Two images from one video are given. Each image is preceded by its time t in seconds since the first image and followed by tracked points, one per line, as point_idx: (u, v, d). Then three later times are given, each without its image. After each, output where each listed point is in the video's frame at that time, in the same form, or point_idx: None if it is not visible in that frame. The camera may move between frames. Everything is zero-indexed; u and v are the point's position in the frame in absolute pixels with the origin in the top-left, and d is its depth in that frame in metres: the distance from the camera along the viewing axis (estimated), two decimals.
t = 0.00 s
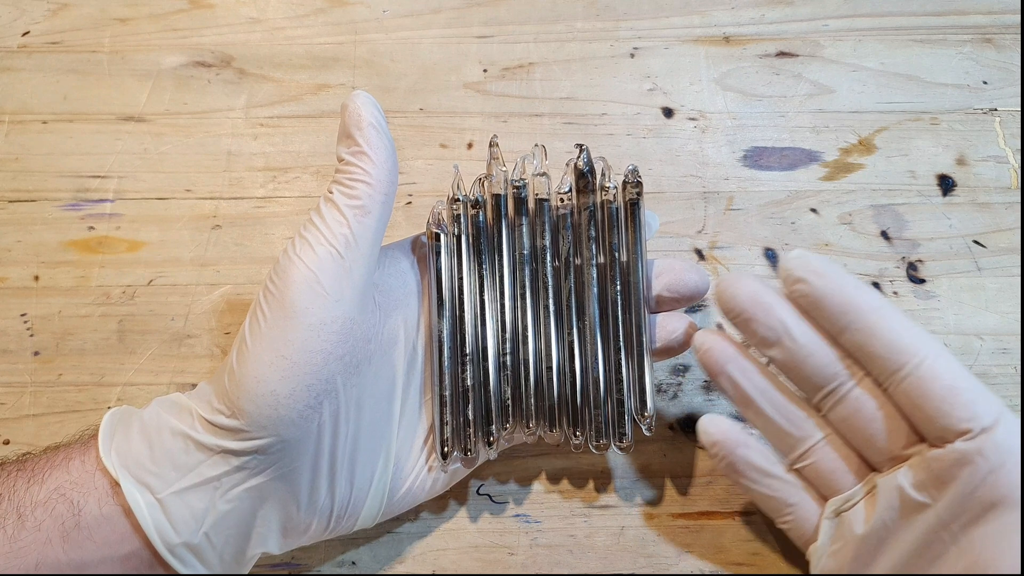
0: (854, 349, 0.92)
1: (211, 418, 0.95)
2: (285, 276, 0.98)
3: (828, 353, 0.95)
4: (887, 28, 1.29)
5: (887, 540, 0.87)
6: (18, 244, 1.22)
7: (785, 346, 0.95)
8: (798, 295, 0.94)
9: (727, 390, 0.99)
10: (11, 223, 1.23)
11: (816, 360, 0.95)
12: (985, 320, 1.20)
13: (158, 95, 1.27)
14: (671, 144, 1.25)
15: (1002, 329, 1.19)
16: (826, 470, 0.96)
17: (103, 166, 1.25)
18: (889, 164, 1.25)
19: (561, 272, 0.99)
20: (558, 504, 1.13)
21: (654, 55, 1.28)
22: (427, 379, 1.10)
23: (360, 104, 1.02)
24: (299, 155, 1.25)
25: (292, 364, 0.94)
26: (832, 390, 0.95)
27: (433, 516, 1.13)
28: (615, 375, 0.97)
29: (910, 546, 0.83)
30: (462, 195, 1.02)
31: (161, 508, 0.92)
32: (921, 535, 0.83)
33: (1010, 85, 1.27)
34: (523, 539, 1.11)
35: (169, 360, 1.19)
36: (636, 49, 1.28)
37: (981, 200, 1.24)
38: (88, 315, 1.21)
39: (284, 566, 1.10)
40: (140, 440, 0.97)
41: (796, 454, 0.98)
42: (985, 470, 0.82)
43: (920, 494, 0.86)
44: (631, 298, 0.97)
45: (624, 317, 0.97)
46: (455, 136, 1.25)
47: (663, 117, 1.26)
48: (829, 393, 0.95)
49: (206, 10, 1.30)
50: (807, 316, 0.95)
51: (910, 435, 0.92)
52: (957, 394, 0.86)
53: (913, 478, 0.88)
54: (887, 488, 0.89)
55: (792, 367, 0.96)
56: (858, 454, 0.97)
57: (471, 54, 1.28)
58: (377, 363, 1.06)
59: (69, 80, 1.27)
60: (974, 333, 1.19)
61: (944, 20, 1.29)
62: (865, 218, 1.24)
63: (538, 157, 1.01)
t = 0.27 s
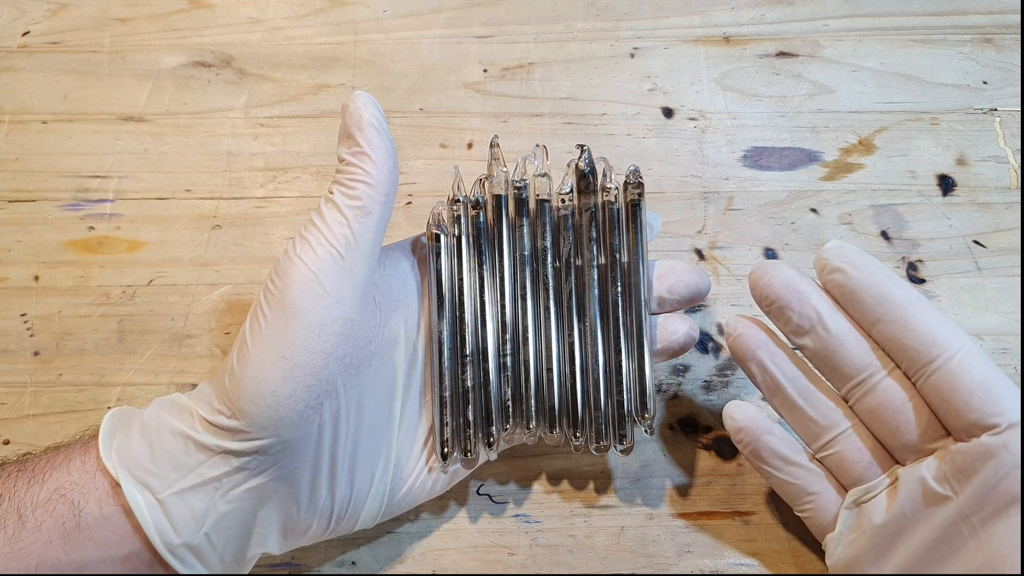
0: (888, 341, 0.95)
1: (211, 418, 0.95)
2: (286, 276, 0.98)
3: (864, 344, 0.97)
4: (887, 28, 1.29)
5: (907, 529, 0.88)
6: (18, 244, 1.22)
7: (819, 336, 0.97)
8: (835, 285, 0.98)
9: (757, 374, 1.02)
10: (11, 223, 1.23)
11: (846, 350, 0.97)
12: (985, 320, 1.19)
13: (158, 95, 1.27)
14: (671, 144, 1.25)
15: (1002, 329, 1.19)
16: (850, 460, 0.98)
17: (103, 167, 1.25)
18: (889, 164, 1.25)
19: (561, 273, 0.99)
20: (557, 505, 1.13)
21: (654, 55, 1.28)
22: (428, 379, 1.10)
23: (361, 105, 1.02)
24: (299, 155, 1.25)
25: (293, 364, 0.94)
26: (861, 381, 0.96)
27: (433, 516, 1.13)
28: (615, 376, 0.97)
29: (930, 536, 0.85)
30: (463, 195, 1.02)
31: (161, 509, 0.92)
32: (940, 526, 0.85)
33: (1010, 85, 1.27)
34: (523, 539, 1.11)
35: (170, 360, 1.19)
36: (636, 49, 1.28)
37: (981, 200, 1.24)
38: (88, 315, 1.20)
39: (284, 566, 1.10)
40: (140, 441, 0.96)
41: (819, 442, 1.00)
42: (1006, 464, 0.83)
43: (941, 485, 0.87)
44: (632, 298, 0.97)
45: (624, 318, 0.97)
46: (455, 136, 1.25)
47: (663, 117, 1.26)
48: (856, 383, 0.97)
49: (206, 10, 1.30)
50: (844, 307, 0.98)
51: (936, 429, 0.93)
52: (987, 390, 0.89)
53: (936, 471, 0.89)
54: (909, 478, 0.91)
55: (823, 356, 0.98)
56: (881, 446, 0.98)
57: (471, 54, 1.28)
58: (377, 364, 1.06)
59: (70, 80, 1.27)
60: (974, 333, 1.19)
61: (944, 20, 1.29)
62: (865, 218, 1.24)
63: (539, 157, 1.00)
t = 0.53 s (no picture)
0: (893, 340, 0.95)
1: (212, 418, 0.95)
2: (287, 275, 0.98)
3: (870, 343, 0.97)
4: (886, 29, 1.29)
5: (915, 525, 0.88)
6: (18, 244, 1.22)
7: (825, 335, 0.97)
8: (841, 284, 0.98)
9: (763, 372, 1.02)
10: (11, 223, 1.23)
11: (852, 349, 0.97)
12: (985, 320, 1.19)
13: (158, 95, 1.27)
14: (671, 144, 1.25)
15: (1002, 329, 1.19)
16: (855, 459, 0.98)
17: (102, 166, 1.25)
18: (889, 164, 1.25)
19: (562, 273, 0.99)
20: (558, 505, 1.13)
21: (654, 55, 1.28)
22: (428, 379, 1.10)
23: (362, 104, 1.02)
24: (299, 155, 1.25)
25: (294, 364, 0.94)
26: (867, 380, 0.96)
27: (433, 516, 1.13)
28: (616, 376, 0.97)
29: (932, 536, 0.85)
30: (464, 195, 1.02)
31: (162, 509, 0.92)
32: (943, 525, 0.85)
33: (1010, 85, 1.27)
34: (523, 539, 1.11)
35: (170, 360, 1.19)
36: (636, 49, 1.28)
37: (981, 200, 1.24)
38: (88, 315, 1.20)
39: (284, 566, 1.10)
40: (140, 441, 0.96)
41: (823, 441, 1.00)
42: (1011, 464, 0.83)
43: (946, 485, 0.87)
44: (632, 298, 0.97)
45: (624, 317, 0.97)
46: (455, 136, 1.25)
47: (663, 117, 1.26)
48: (861, 382, 0.97)
49: (206, 10, 1.30)
50: (851, 306, 0.99)
51: (942, 429, 0.93)
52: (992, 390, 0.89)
53: (943, 471, 0.89)
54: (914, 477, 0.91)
55: (830, 355, 0.98)
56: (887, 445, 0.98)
57: (471, 54, 1.28)
58: (378, 364, 1.06)
59: (70, 80, 1.27)
60: (974, 334, 1.19)
61: (944, 20, 1.29)
62: (865, 218, 1.24)
63: (540, 157, 1.01)
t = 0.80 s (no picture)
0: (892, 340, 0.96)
1: (211, 418, 0.95)
2: (287, 275, 0.98)
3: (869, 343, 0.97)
4: (886, 29, 1.29)
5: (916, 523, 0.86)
6: (18, 244, 1.22)
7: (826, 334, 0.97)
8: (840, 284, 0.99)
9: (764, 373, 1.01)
10: (11, 223, 1.23)
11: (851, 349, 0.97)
12: (985, 320, 1.20)
13: (158, 95, 1.27)
14: (671, 145, 1.25)
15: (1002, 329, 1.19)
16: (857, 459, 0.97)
17: (102, 166, 1.25)
18: (889, 164, 1.25)
19: (562, 274, 0.99)
20: (558, 505, 1.13)
21: (654, 55, 1.28)
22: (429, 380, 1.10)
23: (364, 105, 1.03)
24: (299, 155, 1.25)
25: (295, 364, 0.94)
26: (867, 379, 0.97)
27: (433, 516, 1.13)
28: (616, 376, 0.97)
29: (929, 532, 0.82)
30: (464, 196, 1.03)
31: (161, 508, 0.92)
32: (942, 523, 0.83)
33: (1010, 85, 1.27)
34: (523, 539, 1.11)
35: (170, 360, 1.19)
36: (636, 49, 1.28)
37: (981, 200, 1.24)
38: (88, 315, 1.20)
39: (284, 566, 1.10)
40: (140, 441, 0.96)
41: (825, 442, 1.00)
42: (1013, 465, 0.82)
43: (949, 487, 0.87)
44: (633, 298, 0.97)
45: (625, 318, 0.97)
46: (455, 136, 1.25)
47: (663, 117, 1.26)
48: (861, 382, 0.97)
49: (206, 10, 1.30)
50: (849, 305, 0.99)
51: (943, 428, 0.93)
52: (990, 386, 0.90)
53: (946, 477, 0.90)
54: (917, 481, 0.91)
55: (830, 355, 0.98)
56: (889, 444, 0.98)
57: (471, 54, 1.28)
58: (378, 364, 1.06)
59: (70, 80, 1.27)
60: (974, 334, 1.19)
61: (944, 20, 1.29)
62: (865, 218, 1.24)
63: (540, 158, 1.01)
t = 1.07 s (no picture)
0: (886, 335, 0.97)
1: (212, 419, 0.95)
2: (289, 278, 0.98)
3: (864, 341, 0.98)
4: (887, 29, 1.29)
5: (913, 529, 0.87)
6: (18, 244, 1.22)
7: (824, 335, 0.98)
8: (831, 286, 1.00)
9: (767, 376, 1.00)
10: (11, 223, 1.23)
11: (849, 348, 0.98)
12: (984, 320, 1.20)
13: (158, 95, 1.27)
14: (671, 145, 1.25)
15: (1002, 329, 1.19)
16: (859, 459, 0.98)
17: (102, 166, 1.25)
18: (889, 164, 1.25)
19: (564, 276, 0.99)
20: (558, 505, 1.13)
21: (654, 55, 1.28)
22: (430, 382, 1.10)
23: (368, 107, 1.03)
24: (299, 155, 1.25)
25: (296, 367, 0.94)
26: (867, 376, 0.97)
27: (433, 516, 1.13)
28: (618, 379, 0.97)
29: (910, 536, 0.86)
30: (466, 198, 1.02)
31: (162, 509, 0.93)
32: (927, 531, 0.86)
33: (1010, 85, 1.27)
34: (523, 539, 1.11)
35: (170, 360, 1.19)
36: (636, 49, 1.28)
37: (981, 200, 1.24)
38: (88, 315, 1.20)
39: (284, 566, 1.10)
40: (140, 442, 0.96)
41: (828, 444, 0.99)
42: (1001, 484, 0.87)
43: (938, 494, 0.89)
44: (634, 301, 0.97)
45: (626, 321, 0.97)
46: (455, 136, 1.25)
47: (663, 117, 1.26)
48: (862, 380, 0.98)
49: (206, 10, 1.29)
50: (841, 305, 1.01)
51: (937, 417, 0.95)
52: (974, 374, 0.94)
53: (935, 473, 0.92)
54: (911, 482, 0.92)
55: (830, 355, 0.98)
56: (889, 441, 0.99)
57: (471, 54, 1.28)
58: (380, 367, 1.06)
59: (69, 80, 1.27)
60: (974, 334, 1.19)
61: (944, 20, 1.29)
62: (865, 218, 1.24)
63: (543, 160, 1.00)
